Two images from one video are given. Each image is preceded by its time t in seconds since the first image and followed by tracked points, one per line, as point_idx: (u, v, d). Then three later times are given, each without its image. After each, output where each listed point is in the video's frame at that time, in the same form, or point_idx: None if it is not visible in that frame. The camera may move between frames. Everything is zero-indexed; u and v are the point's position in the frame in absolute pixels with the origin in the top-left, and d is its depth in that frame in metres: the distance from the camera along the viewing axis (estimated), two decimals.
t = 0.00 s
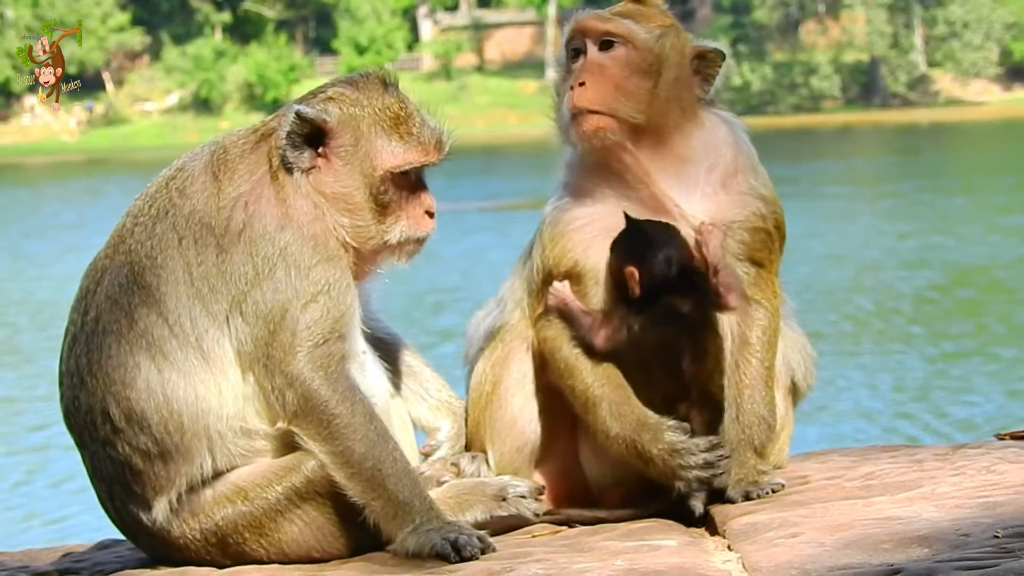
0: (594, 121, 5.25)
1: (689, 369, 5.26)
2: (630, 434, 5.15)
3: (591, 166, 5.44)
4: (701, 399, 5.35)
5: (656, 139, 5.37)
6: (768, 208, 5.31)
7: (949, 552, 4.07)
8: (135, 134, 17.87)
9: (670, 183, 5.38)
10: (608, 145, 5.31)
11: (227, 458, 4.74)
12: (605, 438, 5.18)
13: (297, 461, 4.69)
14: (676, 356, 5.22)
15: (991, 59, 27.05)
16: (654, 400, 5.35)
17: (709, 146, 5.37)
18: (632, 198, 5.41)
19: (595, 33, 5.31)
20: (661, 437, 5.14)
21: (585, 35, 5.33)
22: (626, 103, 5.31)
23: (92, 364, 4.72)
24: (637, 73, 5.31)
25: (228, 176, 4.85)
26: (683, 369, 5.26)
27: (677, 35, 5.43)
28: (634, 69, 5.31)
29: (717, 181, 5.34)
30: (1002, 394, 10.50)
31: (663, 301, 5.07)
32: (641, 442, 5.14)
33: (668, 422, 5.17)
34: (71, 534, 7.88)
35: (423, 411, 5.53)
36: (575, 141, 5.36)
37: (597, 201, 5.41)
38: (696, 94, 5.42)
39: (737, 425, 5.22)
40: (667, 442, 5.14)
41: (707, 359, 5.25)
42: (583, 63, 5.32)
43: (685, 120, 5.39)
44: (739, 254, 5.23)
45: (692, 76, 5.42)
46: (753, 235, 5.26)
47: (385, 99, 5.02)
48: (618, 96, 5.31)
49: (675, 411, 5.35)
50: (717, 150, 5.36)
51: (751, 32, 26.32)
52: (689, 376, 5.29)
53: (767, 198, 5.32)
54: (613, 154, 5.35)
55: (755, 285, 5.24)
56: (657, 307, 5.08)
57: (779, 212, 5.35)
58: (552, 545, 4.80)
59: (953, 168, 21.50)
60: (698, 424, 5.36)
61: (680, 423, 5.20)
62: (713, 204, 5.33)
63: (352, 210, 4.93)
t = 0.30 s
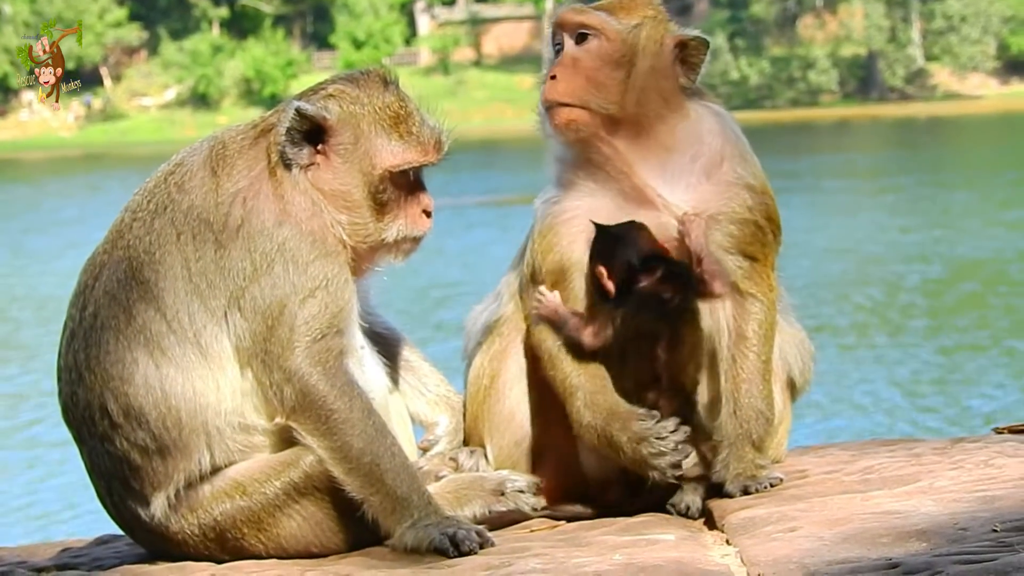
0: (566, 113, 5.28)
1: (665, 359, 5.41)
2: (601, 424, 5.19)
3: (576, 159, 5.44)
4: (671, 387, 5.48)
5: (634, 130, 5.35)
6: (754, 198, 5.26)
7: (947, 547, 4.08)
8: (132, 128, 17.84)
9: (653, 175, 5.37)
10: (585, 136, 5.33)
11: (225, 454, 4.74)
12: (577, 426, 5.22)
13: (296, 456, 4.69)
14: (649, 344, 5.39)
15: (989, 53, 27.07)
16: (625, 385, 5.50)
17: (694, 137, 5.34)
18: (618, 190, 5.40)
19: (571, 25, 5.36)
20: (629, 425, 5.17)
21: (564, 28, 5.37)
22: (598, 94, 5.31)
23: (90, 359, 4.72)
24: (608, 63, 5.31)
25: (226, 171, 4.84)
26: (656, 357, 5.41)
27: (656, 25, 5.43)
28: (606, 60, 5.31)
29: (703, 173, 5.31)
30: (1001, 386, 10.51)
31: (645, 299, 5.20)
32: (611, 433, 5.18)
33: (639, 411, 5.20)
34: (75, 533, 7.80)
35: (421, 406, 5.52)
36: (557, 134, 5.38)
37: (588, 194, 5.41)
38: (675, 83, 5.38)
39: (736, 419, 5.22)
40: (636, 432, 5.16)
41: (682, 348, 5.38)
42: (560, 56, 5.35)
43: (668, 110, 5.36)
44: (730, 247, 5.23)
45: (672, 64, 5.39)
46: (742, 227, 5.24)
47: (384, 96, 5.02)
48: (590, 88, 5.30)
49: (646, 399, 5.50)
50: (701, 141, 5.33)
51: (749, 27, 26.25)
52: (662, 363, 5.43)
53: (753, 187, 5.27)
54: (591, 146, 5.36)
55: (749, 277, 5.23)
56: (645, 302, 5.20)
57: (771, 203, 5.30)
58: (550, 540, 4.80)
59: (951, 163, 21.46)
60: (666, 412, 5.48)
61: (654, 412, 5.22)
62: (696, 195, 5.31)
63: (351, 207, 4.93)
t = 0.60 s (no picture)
0: (552, 111, 5.29)
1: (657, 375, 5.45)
2: (598, 437, 5.24)
3: (566, 155, 5.47)
4: (668, 403, 5.51)
5: (622, 126, 5.37)
6: (744, 191, 5.26)
7: (944, 541, 4.08)
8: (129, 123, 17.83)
9: (643, 171, 5.39)
10: (571, 134, 5.35)
11: (222, 449, 4.74)
12: (574, 439, 5.29)
13: (292, 451, 4.70)
14: (640, 362, 5.43)
15: (984, 47, 27.11)
16: (621, 406, 5.48)
17: (684, 131, 5.34)
18: (606, 186, 5.42)
19: (555, 25, 5.39)
20: (624, 441, 5.23)
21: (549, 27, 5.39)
22: (582, 91, 5.32)
23: (87, 355, 4.72)
24: (592, 60, 5.33)
25: (224, 167, 4.84)
26: (649, 375, 5.44)
27: (641, 19, 5.43)
28: (590, 57, 5.33)
29: (691, 168, 5.31)
30: (1001, 380, 10.54)
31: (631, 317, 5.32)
32: (608, 447, 5.24)
33: (633, 427, 5.26)
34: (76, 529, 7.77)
35: (417, 401, 5.50)
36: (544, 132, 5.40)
37: (581, 190, 5.45)
38: (661, 77, 5.39)
39: (732, 414, 5.23)
40: (631, 448, 5.23)
41: (673, 364, 5.45)
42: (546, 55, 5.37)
43: (655, 105, 5.37)
44: (722, 242, 5.22)
45: (658, 59, 5.40)
46: (732, 222, 5.23)
47: (382, 92, 5.02)
48: (575, 86, 5.32)
49: (643, 416, 5.51)
50: (689, 135, 5.32)
51: (745, 20, 26.21)
52: (655, 380, 5.47)
53: (743, 180, 5.28)
54: (580, 143, 5.39)
55: (742, 271, 5.22)
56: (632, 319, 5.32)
57: (762, 195, 5.30)
58: (547, 535, 4.81)
59: (947, 156, 21.46)
60: (665, 429, 5.52)
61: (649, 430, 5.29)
62: (684, 191, 5.32)
63: (351, 204, 4.93)
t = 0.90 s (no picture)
0: (549, 109, 5.31)
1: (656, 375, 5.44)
2: (597, 438, 5.22)
3: (563, 156, 5.46)
4: (669, 403, 5.50)
5: (619, 124, 5.37)
6: (741, 190, 5.26)
7: (940, 539, 4.09)
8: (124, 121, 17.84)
9: (640, 170, 5.38)
10: (569, 133, 5.36)
11: (218, 449, 4.74)
12: (572, 439, 5.25)
13: (287, 450, 4.70)
14: (639, 364, 5.42)
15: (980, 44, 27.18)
16: (621, 406, 5.47)
17: (680, 130, 5.34)
18: (602, 185, 5.41)
19: (552, 23, 5.40)
20: (623, 442, 5.22)
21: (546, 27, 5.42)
22: (579, 89, 5.34)
23: (82, 354, 4.72)
24: (589, 58, 5.34)
25: (220, 166, 4.84)
26: (649, 375, 5.43)
27: (638, 17, 5.44)
28: (587, 55, 5.34)
29: (688, 167, 5.32)
30: (998, 377, 10.57)
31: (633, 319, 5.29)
32: (607, 447, 5.23)
33: (632, 428, 5.24)
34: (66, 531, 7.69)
35: (413, 400, 5.46)
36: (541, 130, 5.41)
37: (579, 189, 5.43)
38: (658, 75, 5.40)
39: (727, 411, 5.24)
40: (630, 449, 5.22)
41: (673, 366, 5.46)
42: (542, 54, 5.38)
43: (652, 103, 5.38)
44: (720, 240, 5.22)
45: (655, 57, 5.40)
46: (730, 220, 5.23)
47: (379, 93, 5.01)
48: (570, 83, 5.34)
49: (645, 416, 5.50)
50: (687, 134, 5.32)
51: (740, 18, 26.22)
52: (657, 381, 5.46)
53: (740, 178, 5.28)
54: (577, 141, 5.38)
55: (741, 270, 5.23)
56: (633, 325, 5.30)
57: (757, 194, 5.30)
58: (542, 534, 4.81)
59: (941, 154, 21.50)
60: (666, 430, 5.51)
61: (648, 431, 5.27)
62: (682, 189, 5.32)
63: (347, 203, 4.92)
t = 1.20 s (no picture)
0: (544, 107, 5.32)
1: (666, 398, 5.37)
2: (589, 444, 5.19)
3: (560, 152, 5.46)
4: (670, 429, 5.44)
5: (615, 120, 5.36)
6: (738, 185, 5.27)
7: (936, 536, 4.09)
8: (120, 121, 17.81)
9: (637, 165, 5.39)
10: (565, 130, 5.36)
11: (214, 448, 4.74)
12: (566, 444, 5.22)
13: (283, 448, 4.69)
14: (651, 383, 5.35)
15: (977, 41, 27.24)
16: (625, 419, 5.37)
17: (677, 124, 5.34)
18: (600, 182, 5.41)
19: (548, 21, 5.43)
20: (616, 454, 5.22)
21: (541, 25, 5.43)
22: (574, 87, 5.34)
23: (78, 352, 4.71)
24: (584, 55, 5.34)
25: (216, 164, 4.84)
26: (659, 396, 5.36)
27: (633, 13, 5.43)
28: (582, 52, 5.34)
29: (687, 162, 5.32)
30: (998, 372, 10.59)
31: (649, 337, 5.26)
32: (597, 457, 5.21)
33: (626, 440, 5.26)
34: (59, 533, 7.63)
35: (410, 398, 5.47)
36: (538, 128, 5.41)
37: (577, 186, 5.43)
38: (654, 71, 5.39)
39: (725, 409, 5.23)
40: (621, 461, 5.22)
41: (684, 390, 5.37)
42: (537, 52, 5.39)
43: (649, 98, 5.37)
44: (718, 237, 5.24)
45: (650, 53, 5.40)
46: (728, 216, 5.24)
47: (372, 86, 5.01)
48: (566, 80, 5.34)
49: (644, 437, 5.42)
50: (683, 128, 5.33)
51: (737, 15, 26.24)
52: (663, 403, 5.39)
53: (738, 173, 5.28)
54: (573, 139, 5.39)
55: (739, 266, 5.23)
56: (651, 345, 5.27)
57: (755, 186, 5.31)
58: (539, 532, 4.81)
59: (938, 151, 21.52)
60: (661, 453, 5.45)
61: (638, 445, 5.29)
62: (680, 183, 5.33)
63: (340, 196, 4.92)
